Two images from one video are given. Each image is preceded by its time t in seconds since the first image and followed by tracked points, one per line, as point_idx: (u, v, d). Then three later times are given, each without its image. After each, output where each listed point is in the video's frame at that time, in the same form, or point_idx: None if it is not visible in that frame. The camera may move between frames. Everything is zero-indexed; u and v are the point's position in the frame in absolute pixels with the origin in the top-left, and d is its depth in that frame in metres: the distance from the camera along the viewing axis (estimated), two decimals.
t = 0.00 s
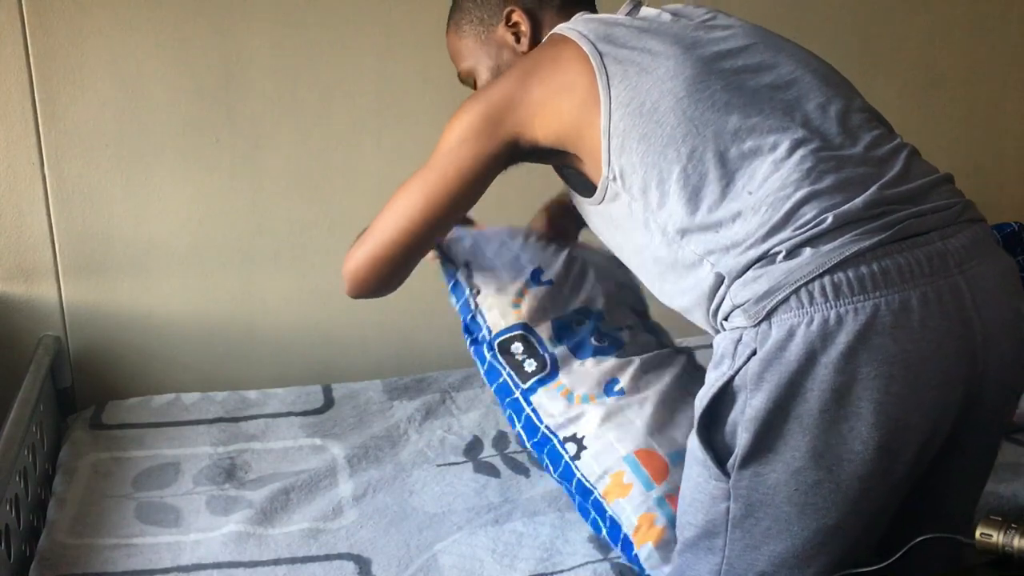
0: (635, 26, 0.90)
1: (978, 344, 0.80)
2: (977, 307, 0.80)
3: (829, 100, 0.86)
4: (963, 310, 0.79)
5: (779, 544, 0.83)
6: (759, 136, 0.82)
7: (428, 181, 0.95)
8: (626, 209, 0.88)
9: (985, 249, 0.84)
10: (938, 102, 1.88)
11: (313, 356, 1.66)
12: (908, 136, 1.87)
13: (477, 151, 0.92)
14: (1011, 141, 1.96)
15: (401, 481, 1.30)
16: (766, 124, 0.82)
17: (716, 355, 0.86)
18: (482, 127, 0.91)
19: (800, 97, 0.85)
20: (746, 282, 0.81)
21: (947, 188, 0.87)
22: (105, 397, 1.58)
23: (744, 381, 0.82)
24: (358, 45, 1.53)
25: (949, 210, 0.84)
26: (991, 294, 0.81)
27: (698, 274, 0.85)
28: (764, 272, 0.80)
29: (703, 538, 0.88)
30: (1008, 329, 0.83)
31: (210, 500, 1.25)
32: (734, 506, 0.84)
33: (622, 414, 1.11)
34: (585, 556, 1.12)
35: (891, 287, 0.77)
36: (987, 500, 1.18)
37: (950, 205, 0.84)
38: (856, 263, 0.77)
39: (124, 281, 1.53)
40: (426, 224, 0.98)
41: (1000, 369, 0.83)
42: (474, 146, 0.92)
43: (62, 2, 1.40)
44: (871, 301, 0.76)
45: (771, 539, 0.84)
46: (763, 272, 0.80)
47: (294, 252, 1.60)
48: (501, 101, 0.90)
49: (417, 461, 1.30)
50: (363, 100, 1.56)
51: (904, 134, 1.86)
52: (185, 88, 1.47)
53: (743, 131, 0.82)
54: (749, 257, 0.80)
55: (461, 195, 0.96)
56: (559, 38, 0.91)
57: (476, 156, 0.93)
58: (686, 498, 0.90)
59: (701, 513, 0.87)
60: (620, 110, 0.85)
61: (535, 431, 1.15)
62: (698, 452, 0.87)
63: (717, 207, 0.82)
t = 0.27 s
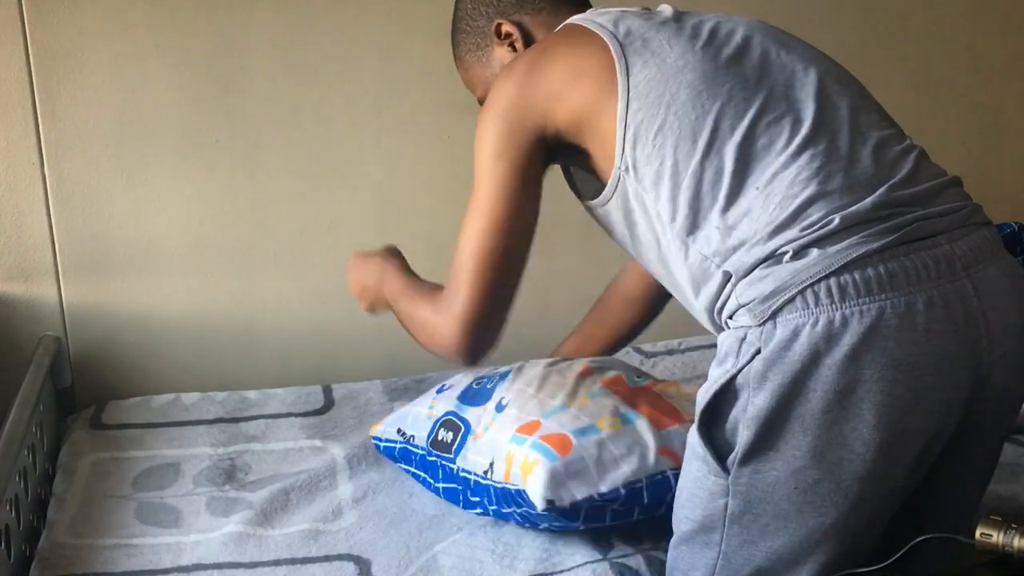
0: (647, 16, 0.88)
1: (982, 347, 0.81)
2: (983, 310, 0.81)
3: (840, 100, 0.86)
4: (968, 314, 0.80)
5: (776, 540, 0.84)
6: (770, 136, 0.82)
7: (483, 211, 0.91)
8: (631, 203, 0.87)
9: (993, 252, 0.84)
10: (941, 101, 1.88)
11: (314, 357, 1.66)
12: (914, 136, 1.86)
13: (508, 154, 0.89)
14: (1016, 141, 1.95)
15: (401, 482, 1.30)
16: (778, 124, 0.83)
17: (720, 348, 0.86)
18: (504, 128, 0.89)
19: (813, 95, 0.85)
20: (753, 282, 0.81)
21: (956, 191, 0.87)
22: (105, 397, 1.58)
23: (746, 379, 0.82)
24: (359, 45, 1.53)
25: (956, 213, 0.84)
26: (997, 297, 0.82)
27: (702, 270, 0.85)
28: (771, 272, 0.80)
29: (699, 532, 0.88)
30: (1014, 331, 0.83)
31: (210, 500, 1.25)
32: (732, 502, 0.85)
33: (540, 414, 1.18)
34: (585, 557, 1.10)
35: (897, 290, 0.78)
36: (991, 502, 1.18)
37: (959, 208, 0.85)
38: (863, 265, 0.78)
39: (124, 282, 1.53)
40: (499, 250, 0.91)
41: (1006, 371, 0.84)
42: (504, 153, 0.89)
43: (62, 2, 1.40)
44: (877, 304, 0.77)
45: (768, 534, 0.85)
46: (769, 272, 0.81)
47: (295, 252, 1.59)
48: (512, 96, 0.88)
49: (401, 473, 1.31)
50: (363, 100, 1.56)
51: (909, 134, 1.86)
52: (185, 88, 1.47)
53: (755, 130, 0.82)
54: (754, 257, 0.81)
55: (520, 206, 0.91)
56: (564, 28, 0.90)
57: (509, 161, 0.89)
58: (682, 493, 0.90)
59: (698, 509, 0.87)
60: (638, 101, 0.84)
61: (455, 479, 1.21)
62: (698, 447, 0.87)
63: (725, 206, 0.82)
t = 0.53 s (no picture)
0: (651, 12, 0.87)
1: (985, 344, 0.81)
2: (985, 306, 0.81)
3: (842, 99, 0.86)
4: (970, 311, 0.80)
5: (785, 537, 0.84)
6: (774, 134, 0.83)
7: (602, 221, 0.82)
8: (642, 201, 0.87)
9: (992, 248, 0.85)
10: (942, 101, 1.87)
11: (313, 357, 1.66)
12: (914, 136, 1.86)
13: (582, 153, 0.83)
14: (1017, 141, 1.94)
15: (401, 481, 1.30)
16: (783, 122, 0.83)
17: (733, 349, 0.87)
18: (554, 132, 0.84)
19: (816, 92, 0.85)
20: (760, 281, 0.82)
21: (954, 188, 0.88)
22: (105, 397, 1.58)
23: (754, 378, 0.82)
24: (358, 44, 1.53)
25: (955, 210, 0.85)
26: (999, 293, 0.82)
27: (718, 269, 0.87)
28: (777, 272, 0.81)
29: (707, 531, 0.88)
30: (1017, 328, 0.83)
31: (210, 500, 1.25)
32: (739, 501, 0.84)
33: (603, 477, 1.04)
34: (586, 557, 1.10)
35: (901, 287, 0.78)
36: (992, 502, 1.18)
37: (957, 205, 0.86)
38: (867, 263, 0.79)
39: (124, 281, 1.53)
40: (657, 252, 0.82)
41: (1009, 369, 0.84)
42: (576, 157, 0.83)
43: (62, 2, 1.40)
44: (883, 301, 0.78)
45: (776, 532, 0.85)
46: (775, 271, 0.81)
47: (294, 251, 1.59)
48: (536, 102, 0.84)
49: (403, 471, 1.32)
50: (363, 100, 1.56)
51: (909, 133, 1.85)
52: (185, 88, 1.47)
53: (760, 128, 0.82)
54: (760, 257, 0.82)
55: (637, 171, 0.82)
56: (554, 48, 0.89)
57: (582, 161, 0.83)
58: (687, 492, 0.89)
59: (705, 507, 0.87)
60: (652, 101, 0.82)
61: (467, 491, 1.18)
62: (704, 446, 0.86)
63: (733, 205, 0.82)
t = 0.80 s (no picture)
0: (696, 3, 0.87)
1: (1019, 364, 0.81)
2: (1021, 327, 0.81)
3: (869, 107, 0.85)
4: (1005, 332, 0.80)
5: (800, 548, 0.85)
6: (814, 148, 0.83)
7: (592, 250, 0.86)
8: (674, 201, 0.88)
9: None
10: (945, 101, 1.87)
11: (313, 357, 1.66)
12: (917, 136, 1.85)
13: (589, 141, 0.85)
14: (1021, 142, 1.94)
15: (401, 482, 1.30)
16: (823, 134, 0.83)
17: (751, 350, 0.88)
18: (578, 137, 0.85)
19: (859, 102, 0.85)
20: (792, 292, 0.82)
21: (989, 205, 0.88)
22: (105, 397, 1.58)
23: (783, 389, 0.83)
24: (359, 44, 1.53)
25: (992, 228, 0.85)
26: None
27: (743, 273, 0.87)
28: (811, 284, 0.81)
29: (719, 537, 0.88)
30: None
31: (210, 500, 1.25)
32: (757, 510, 0.85)
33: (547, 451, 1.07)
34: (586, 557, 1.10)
35: (937, 307, 0.79)
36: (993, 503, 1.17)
37: (993, 223, 0.85)
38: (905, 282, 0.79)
39: (124, 281, 1.53)
40: (632, 253, 0.85)
41: None
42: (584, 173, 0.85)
43: (62, 2, 1.40)
44: (918, 320, 0.78)
45: (792, 542, 0.85)
46: (810, 283, 0.81)
47: (294, 251, 1.59)
48: (568, 100, 0.85)
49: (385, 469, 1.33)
50: (363, 100, 1.56)
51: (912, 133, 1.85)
52: (185, 88, 1.47)
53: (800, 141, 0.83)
54: (795, 269, 0.82)
55: (633, 219, 0.85)
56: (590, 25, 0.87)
57: (593, 149, 0.85)
58: (703, 498, 0.89)
59: (720, 513, 0.87)
60: (695, 96, 0.83)
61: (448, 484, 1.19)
62: (725, 452, 0.87)
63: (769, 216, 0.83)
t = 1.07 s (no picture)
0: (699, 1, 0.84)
1: None
2: None
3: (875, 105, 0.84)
4: (1016, 341, 0.80)
5: (804, 553, 0.86)
6: (823, 152, 0.81)
7: (624, 254, 0.81)
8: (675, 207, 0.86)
9: None
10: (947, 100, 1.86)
11: (313, 356, 1.66)
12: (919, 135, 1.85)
13: (603, 148, 0.81)
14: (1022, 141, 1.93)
15: (401, 481, 1.30)
16: (829, 138, 0.82)
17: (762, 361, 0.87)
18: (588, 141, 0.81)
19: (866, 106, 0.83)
20: (802, 302, 0.81)
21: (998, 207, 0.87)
22: (105, 397, 1.59)
23: (791, 398, 0.82)
24: (358, 43, 1.53)
25: (1001, 235, 0.84)
26: None
27: (751, 283, 0.86)
28: (821, 294, 0.80)
29: (721, 543, 0.89)
30: None
31: (210, 500, 1.25)
32: (761, 517, 0.85)
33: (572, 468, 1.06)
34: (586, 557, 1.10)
35: (949, 317, 0.78)
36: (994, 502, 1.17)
37: (1002, 228, 0.85)
38: (917, 292, 0.78)
39: (124, 281, 1.53)
40: (660, 267, 0.81)
41: None
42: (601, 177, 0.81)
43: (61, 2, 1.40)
44: (931, 332, 0.78)
45: (796, 547, 0.86)
46: (820, 294, 0.80)
47: (294, 251, 1.59)
48: (578, 102, 0.81)
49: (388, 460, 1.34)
50: (363, 99, 1.56)
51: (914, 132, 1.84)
52: (185, 87, 1.47)
53: (808, 147, 0.81)
54: (804, 278, 0.81)
55: (664, 216, 0.81)
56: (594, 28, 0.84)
57: (607, 157, 0.81)
58: (706, 501, 0.90)
59: (723, 518, 0.88)
60: (701, 103, 0.80)
61: (448, 489, 1.20)
62: (729, 458, 0.87)
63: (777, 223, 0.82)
